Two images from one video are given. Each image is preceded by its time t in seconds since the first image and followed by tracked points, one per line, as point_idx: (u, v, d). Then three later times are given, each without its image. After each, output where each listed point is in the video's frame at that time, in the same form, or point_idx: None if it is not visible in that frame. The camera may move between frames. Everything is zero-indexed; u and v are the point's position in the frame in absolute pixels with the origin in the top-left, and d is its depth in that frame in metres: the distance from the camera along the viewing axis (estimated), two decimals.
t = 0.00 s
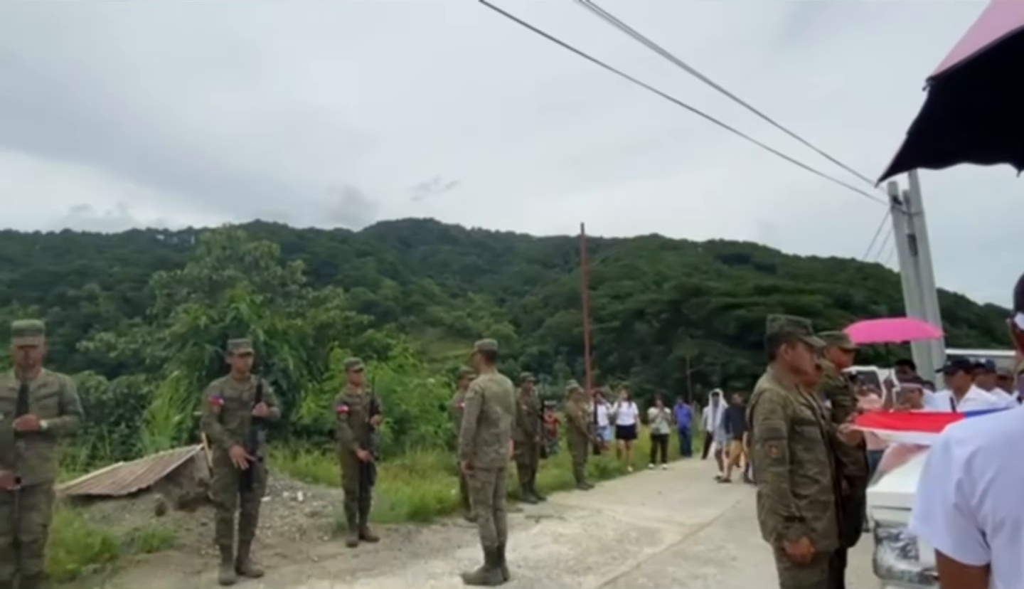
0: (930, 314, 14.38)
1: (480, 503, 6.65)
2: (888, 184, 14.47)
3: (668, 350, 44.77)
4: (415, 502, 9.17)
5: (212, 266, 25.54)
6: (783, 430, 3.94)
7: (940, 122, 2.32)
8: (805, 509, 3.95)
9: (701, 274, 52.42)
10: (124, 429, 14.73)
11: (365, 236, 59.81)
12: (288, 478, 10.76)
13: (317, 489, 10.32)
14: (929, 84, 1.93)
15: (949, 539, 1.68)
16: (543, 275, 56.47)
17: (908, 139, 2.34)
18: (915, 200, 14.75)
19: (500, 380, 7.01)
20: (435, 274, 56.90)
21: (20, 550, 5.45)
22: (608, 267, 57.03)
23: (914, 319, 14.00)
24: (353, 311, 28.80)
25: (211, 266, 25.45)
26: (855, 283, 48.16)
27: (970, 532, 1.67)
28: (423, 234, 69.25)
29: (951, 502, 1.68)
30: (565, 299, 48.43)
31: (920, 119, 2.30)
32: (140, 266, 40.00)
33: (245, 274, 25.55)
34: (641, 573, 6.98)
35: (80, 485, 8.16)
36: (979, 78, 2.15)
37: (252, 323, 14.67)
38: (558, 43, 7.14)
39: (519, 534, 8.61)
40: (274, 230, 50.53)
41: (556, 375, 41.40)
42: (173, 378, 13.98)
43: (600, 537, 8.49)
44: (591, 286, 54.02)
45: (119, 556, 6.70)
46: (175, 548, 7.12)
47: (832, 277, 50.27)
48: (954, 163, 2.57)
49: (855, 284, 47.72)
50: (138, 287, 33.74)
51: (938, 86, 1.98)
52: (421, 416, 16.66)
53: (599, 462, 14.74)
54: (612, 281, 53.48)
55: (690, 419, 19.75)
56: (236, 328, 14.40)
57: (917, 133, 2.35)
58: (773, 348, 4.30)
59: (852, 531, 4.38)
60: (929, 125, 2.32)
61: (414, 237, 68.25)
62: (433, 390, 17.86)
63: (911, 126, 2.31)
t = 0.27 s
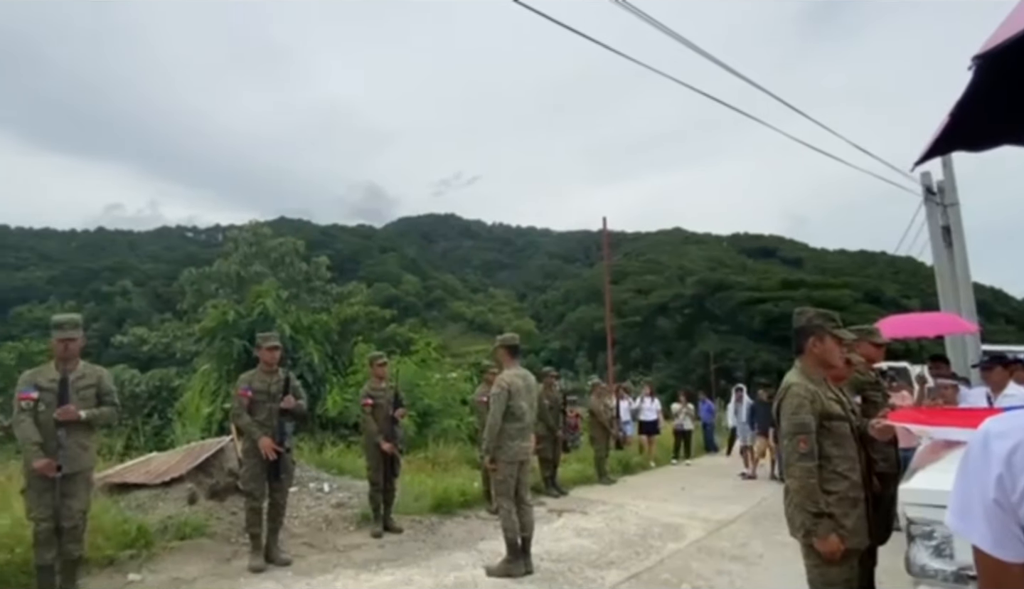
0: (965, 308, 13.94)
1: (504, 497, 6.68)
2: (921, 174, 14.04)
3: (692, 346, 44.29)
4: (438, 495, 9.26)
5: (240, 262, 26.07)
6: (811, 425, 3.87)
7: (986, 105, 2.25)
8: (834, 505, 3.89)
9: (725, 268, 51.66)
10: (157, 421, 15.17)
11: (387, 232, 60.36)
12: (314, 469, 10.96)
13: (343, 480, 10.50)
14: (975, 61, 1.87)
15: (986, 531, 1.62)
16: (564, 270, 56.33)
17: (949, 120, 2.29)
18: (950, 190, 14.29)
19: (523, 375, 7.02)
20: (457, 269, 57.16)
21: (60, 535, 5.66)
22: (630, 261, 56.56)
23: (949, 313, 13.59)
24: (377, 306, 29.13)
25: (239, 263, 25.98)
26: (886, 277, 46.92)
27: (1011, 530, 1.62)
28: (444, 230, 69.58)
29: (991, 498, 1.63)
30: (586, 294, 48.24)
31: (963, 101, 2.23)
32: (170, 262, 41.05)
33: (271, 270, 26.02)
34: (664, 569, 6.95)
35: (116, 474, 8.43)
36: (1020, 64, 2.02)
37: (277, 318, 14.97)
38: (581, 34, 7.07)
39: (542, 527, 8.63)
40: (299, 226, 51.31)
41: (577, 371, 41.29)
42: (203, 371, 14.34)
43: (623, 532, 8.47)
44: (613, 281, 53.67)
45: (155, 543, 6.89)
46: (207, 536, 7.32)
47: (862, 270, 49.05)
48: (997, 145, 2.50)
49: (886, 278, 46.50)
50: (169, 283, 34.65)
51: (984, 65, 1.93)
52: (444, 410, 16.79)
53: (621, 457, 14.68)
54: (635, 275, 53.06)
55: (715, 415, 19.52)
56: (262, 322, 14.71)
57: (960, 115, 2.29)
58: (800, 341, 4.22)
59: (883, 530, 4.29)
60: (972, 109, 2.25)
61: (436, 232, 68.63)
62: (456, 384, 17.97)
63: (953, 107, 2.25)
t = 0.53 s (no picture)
0: (1002, 302, 13.50)
1: (526, 492, 6.71)
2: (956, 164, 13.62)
3: (715, 341, 43.74)
4: (460, 488, 9.33)
5: (266, 258, 26.54)
6: (839, 420, 3.79)
7: None
8: (863, 503, 3.81)
9: (750, 262, 50.81)
10: (187, 414, 15.57)
11: (409, 228, 60.81)
12: (339, 461, 11.14)
13: (366, 473, 10.65)
14: None
15: (1021, 529, 1.65)
16: (585, 265, 56.06)
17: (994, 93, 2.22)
18: (987, 181, 13.84)
19: (544, 370, 7.02)
20: (478, 265, 57.31)
21: (97, 522, 5.86)
22: (652, 256, 56.03)
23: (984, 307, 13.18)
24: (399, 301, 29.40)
25: (264, 259, 26.46)
26: (918, 271, 45.65)
27: None
28: (465, 225, 69.81)
29: None
30: (608, 289, 47.94)
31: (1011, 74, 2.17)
32: (199, 259, 42.04)
33: (296, 266, 26.44)
34: (687, 565, 6.91)
35: (149, 464, 8.69)
36: None
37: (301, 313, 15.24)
38: (603, 27, 6.99)
39: (563, 522, 8.63)
40: (322, 223, 52.00)
41: (599, 366, 41.11)
42: (231, 365, 14.66)
43: (645, 527, 8.43)
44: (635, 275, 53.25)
45: (186, 531, 7.08)
46: (236, 525, 7.50)
47: (892, 264, 47.77)
48: None
49: (917, 272, 45.25)
50: (197, 279, 35.48)
51: None
52: (465, 404, 16.90)
53: (643, 452, 14.61)
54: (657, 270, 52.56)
55: (739, 411, 19.27)
56: (287, 317, 15.00)
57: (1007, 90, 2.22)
58: (827, 336, 4.14)
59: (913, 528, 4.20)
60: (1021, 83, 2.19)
61: (457, 228, 68.90)
62: (477, 379, 18.06)
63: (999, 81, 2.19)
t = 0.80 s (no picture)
0: None
1: (550, 489, 6.71)
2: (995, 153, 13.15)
3: (741, 336, 43.05)
4: (483, 482, 9.39)
5: (292, 255, 27.01)
6: (870, 418, 3.69)
7: None
8: (896, 503, 3.72)
9: (777, 255, 49.80)
10: (217, 408, 15.96)
11: (431, 225, 61.17)
12: (363, 455, 11.30)
13: (390, 466, 10.78)
14: None
15: None
16: (607, 260, 55.74)
17: None
18: None
19: (566, 365, 7.01)
20: (500, 260, 57.40)
21: (132, 512, 6.06)
22: (676, 250, 55.37)
23: None
24: (421, 297, 29.64)
25: (291, 256, 26.93)
26: (953, 264, 44.22)
27: None
28: (487, 221, 69.96)
29: None
30: (631, 284, 47.56)
31: None
32: (227, 257, 42.99)
33: (321, 263, 26.86)
34: (712, 563, 6.84)
35: (182, 456, 8.93)
36: None
37: (326, 309, 15.50)
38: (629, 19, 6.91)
39: (586, 517, 8.62)
40: (346, 220, 52.65)
41: (622, 361, 40.83)
42: (259, 360, 14.98)
43: (669, 524, 8.36)
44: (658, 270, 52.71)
45: (217, 521, 7.27)
46: (264, 517, 7.67)
47: (926, 257, 46.36)
48: None
49: (953, 265, 43.84)
50: (226, 275, 36.28)
51: None
52: (487, 399, 16.99)
53: (667, 448, 14.49)
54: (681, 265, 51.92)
55: (766, 407, 18.94)
56: (313, 313, 15.29)
57: None
58: (857, 332, 4.04)
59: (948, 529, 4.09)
60: None
61: (479, 224, 69.07)
62: (500, 374, 18.12)
63: None
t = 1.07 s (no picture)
0: None
1: (574, 486, 6.69)
2: None
3: (769, 332, 42.23)
4: (508, 478, 9.43)
5: (319, 253, 27.45)
6: (906, 416, 3.59)
7: None
8: (932, 504, 3.61)
9: (807, 249, 48.61)
10: (247, 404, 16.32)
11: (455, 222, 61.46)
12: (389, 450, 11.45)
13: (416, 461, 10.90)
14: None
15: None
16: (632, 256, 55.27)
17: None
18: None
19: (590, 362, 6.98)
20: (523, 257, 57.38)
21: (168, 504, 6.25)
22: (702, 245, 54.58)
23: None
24: (445, 294, 29.84)
25: (318, 254, 27.38)
26: (994, 257, 42.63)
27: None
28: (510, 218, 70.00)
29: None
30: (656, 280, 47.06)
31: None
32: (256, 255, 43.88)
33: (347, 261, 27.23)
34: (740, 562, 6.75)
35: (215, 450, 9.17)
36: None
37: (352, 306, 15.74)
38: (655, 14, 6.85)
39: (611, 514, 8.59)
40: (371, 218, 53.27)
41: (646, 358, 40.45)
42: (288, 356, 15.29)
43: (696, 523, 8.27)
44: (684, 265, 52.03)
45: (249, 514, 7.46)
46: (294, 510, 7.84)
47: (965, 250, 44.79)
48: None
49: (993, 259, 42.27)
50: (255, 273, 37.08)
51: None
52: (511, 395, 17.04)
53: (694, 446, 14.33)
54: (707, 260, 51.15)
55: (796, 404, 18.55)
56: (340, 310, 15.55)
57: None
58: (891, 328, 3.93)
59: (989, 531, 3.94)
60: None
61: (502, 220, 69.10)
62: (524, 370, 18.12)
63: None
